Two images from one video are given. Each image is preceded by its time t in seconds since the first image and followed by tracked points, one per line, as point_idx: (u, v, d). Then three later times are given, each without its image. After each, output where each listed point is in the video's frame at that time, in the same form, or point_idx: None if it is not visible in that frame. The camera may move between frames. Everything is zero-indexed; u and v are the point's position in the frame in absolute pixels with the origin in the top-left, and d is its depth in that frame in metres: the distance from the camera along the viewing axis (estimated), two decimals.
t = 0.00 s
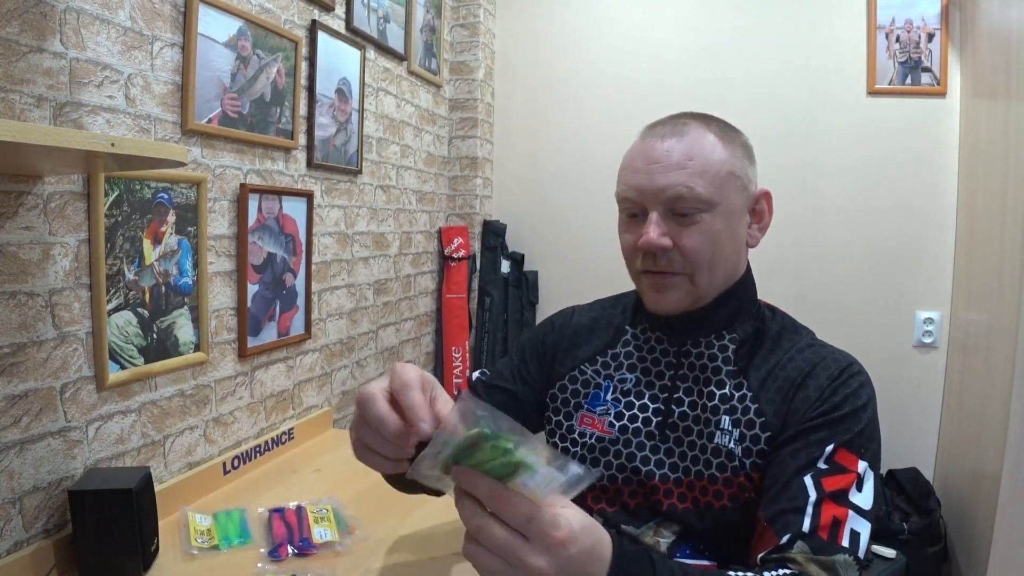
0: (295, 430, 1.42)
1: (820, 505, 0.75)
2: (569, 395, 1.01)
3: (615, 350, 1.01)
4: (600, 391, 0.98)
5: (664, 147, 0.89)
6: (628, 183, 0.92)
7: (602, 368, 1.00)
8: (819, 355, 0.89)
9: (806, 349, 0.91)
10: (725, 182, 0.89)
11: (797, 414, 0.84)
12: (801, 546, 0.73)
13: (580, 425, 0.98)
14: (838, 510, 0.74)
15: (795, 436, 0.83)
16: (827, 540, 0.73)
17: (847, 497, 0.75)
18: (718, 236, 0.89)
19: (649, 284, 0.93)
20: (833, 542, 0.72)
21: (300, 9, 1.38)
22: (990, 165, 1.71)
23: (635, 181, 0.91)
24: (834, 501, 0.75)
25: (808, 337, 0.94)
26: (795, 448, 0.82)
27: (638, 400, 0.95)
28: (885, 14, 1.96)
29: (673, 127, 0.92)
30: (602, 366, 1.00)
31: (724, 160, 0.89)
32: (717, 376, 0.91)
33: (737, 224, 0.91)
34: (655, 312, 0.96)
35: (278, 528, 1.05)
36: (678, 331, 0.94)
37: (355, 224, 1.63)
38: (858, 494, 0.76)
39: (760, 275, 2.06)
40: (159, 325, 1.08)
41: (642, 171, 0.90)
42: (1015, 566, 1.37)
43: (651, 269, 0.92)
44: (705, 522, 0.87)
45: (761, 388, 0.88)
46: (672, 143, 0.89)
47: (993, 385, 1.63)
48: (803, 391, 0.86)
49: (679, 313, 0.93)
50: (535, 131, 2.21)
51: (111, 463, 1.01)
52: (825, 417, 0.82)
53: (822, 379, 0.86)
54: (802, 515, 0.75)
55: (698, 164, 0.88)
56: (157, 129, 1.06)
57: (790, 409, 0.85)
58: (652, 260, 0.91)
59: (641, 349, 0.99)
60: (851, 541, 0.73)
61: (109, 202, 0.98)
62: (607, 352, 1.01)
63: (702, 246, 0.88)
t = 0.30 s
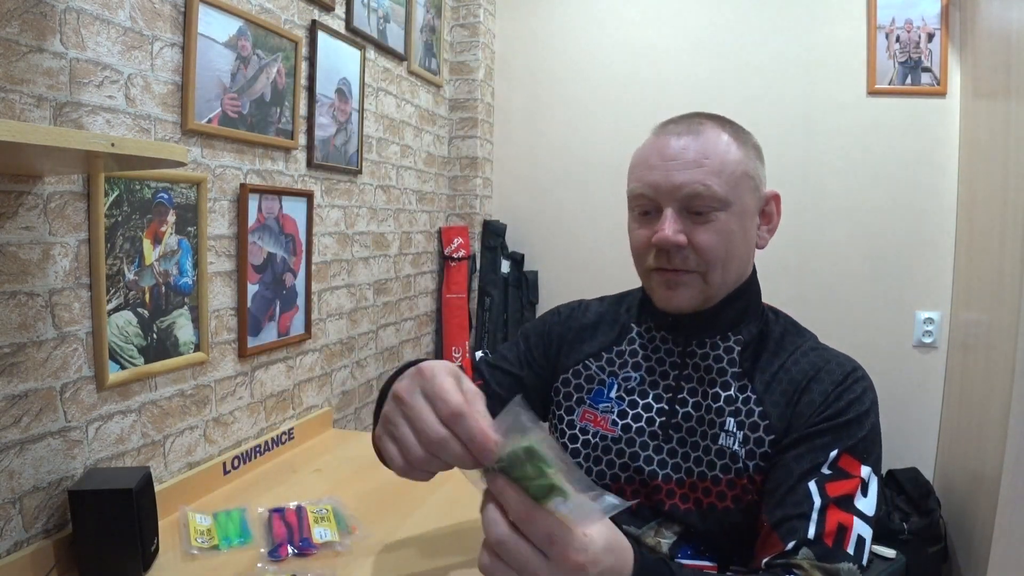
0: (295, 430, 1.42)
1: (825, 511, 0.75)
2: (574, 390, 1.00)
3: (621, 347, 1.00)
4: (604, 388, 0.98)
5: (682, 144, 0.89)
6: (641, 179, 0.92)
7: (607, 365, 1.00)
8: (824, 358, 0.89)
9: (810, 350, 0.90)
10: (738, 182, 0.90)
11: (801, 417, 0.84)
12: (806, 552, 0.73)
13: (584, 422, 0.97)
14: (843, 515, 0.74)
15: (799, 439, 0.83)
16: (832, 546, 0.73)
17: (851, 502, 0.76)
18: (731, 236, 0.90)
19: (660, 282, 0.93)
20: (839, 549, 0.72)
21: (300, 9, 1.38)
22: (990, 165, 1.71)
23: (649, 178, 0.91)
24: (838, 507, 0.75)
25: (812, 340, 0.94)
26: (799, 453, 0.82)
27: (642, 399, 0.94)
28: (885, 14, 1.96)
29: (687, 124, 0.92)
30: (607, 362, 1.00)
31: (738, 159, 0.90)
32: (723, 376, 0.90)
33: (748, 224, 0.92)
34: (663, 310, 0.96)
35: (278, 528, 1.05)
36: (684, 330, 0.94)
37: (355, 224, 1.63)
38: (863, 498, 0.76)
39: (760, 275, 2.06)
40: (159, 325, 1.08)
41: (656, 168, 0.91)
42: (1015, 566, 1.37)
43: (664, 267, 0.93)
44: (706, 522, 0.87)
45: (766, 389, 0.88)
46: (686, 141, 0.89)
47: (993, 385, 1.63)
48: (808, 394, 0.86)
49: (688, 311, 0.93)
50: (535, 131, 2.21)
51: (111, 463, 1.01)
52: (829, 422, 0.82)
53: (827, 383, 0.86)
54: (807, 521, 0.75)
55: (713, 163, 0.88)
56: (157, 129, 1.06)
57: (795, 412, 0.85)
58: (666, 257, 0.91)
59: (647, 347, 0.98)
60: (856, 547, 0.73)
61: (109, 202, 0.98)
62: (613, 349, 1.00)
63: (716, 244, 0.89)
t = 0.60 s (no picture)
0: (295, 430, 1.42)
1: (842, 515, 0.76)
2: (576, 391, 1.00)
3: (622, 348, 1.00)
4: (606, 389, 0.98)
5: (688, 143, 0.89)
6: (645, 178, 0.92)
7: (609, 366, 0.99)
8: (827, 359, 0.89)
9: (810, 350, 0.91)
10: (744, 181, 0.90)
11: (807, 419, 0.84)
12: (825, 558, 0.74)
13: (586, 423, 0.97)
14: (859, 518, 0.75)
15: (805, 442, 0.83)
16: (851, 550, 0.73)
17: (866, 503, 0.77)
18: (737, 235, 0.90)
19: (665, 282, 0.93)
20: (857, 553, 0.73)
21: (300, 9, 1.38)
22: (989, 165, 1.71)
23: (654, 177, 0.91)
24: (854, 510, 0.76)
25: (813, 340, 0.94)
26: (808, 457, 0.82)
27: (646, 401, 0.94)
28: (885, 14, 1.96)
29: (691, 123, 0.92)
30: (609, 363, 0.99)
31: (743, 158, 0.90)
32: (726, 377, 0.90)
33: (753, 223, 0.92)
34: (668, 311, 0.96)
35: (278, 528, 1.05)
36: (687, 331, 0.94)
37: (355, 224, 1.63)
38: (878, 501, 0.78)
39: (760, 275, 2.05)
40: (159, 325, 1.08)
41: (661, 168, 0.91)
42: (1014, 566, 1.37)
43: (670, 267, 0.93)
44: (710, 523, 0.87)
45: (770, 391, 0.88)
46: (691, 140, 0.89)
47: (993, 385, 1.63)
48: (813, 395, 0.86)
49: (693, 311, 0.93)
50: (535, 131, 2.21)
51: (111, 463, 1.01)
52: (836, 423, 0.82)
53: (832, 384, 0.86)
54: (824, 526, 0.76)
55: (719, 162, 0.89)
56: (157, 129, 1.06)
57: (801, 413, 0.85)
58: (672, 257, 0.91)
59: (649, 348, 0.98)
60: (874, 549, 0.74)
61: (108, 201, 0.98)
62: (615, 349, 1.00)
63: (723, 243, 0.89)
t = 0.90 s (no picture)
0: (295, 430, 1.42)
1: (859, 487, 0.77)
2: (575, 404, 0.97)
3: (617, 354, 0.98)
4: (606, 398, 0.96)
5: (692, 136, 0.91)
6: (650, 169, 0.93)
7: (606, 374, 0.97)
8: (820, 346, 0.91)
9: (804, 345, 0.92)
10: (745, 174, 0.93)
11: (811, 405, 0.86)
12: (853, 527, 0.74)
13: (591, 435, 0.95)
14: (875, 491, 0.76)
15: (812, 426, 0.84)
16: (875, 519, 0.74)
17: (880, 476, 0.78)
18: (740, 227, 0.92)
19: (671, 273, 0.93)
20: (881, 522, 0.74)
21: (300, 9, 1.38)
22: (989, 165, 1.71)
23: (659, 168, 0.93)
24: (870, 482, 0.77)
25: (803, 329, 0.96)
26: (817, 436, 0.83)
27: (649, 406, 0.92)
28: (885, 14, 1.96)
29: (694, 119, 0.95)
30: (606, 372, 0.97)
31: (744, 154, 0.93)
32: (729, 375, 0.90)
33: (753, 217, 0.95)
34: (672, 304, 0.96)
35: (278, 528, 1.05)
36: (690, 330, 0.93)
37: (355, 224, 1.63)
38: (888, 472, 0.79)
39: (760, 275, 2.05)
40: (159, 324, 1.08)
41: (667, 159, 0.92)
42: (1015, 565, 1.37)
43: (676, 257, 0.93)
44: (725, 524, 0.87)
45: (772, 382, 0.89)
46: (695, 132, 0.91)
47: (993, 385, 1.63)
48: (813, 380, 0.87)
49: (699, 303, 0.93)
50: (535, 131, 2.21)
51: (111, 463, 1.01)
52: (840, 404, 0.84)
53: (830, 369, 0.88)
54: (845, 498, 0.76)
55: (723, 154, 0.91)
56: (157, 129, 1.06)
57: (804, 400, 0.86)
58: (679, 246, 0.92)
59: (647, 351, 0.96)
60: (894, 519, 0.75)
61: (109, 202, 0.98)
62: (612, 356, 0.98)
63: (728, 233, 0.91)
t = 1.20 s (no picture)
0: (295, 430, 1.42)
1: (869, 427, 0.71)
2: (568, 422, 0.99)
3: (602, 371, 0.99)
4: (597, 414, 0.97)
5: (664, 130, 0.90)
6: (623, 166, 0.92)
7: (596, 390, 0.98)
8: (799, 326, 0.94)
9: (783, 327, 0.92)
10: (719, 167, 0.92)
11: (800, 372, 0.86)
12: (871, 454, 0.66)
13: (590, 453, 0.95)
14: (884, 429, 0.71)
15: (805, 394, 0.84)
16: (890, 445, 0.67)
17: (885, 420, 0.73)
18: (717, 219, 0.91)
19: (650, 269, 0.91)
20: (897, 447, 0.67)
21: (300, 9, 1.38)
22: (989, 165, 1.71)
23: (633, 164, 0.91)
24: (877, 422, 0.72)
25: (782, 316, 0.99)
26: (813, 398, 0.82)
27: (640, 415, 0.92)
28: (885, 14, 1.96)
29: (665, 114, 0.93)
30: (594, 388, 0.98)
31: (717, 147, 0.93)
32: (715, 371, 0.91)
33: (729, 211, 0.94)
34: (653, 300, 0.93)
35: (278, 528, 1.05)
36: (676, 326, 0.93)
37: (355, 224, 1.63)
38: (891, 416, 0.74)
39: (761, 275, 2.05)
40: (159, 325, 1.08)
41: (640, 155, 0.90)
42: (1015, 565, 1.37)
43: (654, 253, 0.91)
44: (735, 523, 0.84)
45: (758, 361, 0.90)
46: (666, 127, 0.90)
47: (994, 385, 1.63)
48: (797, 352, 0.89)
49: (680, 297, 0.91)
50: (535, 131, 2.21)
51: (111, 463, 1.01)
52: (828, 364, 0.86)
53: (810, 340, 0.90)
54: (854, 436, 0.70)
55: (697, 148, 0.90)
56: (157, 129, 1.06)
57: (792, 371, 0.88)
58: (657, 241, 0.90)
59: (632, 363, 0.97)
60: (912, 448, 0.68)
61: (109, 202, 0.98)
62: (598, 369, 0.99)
63: (706, 225, 0.90)
